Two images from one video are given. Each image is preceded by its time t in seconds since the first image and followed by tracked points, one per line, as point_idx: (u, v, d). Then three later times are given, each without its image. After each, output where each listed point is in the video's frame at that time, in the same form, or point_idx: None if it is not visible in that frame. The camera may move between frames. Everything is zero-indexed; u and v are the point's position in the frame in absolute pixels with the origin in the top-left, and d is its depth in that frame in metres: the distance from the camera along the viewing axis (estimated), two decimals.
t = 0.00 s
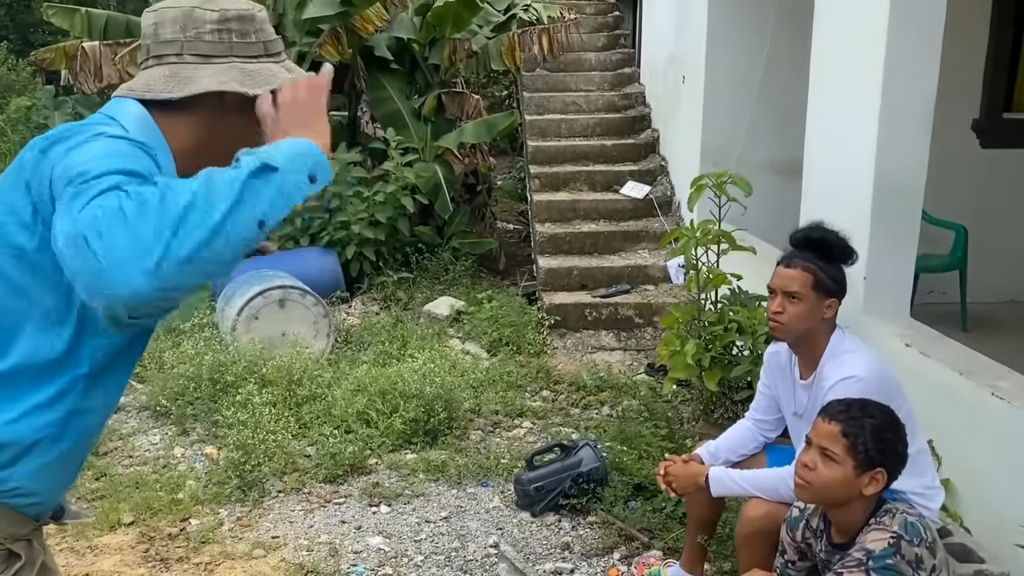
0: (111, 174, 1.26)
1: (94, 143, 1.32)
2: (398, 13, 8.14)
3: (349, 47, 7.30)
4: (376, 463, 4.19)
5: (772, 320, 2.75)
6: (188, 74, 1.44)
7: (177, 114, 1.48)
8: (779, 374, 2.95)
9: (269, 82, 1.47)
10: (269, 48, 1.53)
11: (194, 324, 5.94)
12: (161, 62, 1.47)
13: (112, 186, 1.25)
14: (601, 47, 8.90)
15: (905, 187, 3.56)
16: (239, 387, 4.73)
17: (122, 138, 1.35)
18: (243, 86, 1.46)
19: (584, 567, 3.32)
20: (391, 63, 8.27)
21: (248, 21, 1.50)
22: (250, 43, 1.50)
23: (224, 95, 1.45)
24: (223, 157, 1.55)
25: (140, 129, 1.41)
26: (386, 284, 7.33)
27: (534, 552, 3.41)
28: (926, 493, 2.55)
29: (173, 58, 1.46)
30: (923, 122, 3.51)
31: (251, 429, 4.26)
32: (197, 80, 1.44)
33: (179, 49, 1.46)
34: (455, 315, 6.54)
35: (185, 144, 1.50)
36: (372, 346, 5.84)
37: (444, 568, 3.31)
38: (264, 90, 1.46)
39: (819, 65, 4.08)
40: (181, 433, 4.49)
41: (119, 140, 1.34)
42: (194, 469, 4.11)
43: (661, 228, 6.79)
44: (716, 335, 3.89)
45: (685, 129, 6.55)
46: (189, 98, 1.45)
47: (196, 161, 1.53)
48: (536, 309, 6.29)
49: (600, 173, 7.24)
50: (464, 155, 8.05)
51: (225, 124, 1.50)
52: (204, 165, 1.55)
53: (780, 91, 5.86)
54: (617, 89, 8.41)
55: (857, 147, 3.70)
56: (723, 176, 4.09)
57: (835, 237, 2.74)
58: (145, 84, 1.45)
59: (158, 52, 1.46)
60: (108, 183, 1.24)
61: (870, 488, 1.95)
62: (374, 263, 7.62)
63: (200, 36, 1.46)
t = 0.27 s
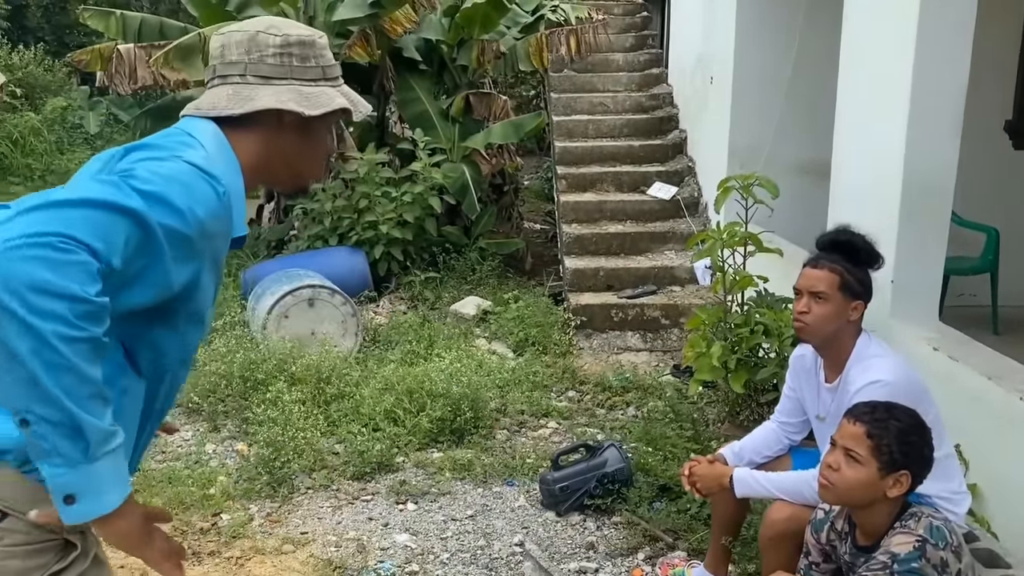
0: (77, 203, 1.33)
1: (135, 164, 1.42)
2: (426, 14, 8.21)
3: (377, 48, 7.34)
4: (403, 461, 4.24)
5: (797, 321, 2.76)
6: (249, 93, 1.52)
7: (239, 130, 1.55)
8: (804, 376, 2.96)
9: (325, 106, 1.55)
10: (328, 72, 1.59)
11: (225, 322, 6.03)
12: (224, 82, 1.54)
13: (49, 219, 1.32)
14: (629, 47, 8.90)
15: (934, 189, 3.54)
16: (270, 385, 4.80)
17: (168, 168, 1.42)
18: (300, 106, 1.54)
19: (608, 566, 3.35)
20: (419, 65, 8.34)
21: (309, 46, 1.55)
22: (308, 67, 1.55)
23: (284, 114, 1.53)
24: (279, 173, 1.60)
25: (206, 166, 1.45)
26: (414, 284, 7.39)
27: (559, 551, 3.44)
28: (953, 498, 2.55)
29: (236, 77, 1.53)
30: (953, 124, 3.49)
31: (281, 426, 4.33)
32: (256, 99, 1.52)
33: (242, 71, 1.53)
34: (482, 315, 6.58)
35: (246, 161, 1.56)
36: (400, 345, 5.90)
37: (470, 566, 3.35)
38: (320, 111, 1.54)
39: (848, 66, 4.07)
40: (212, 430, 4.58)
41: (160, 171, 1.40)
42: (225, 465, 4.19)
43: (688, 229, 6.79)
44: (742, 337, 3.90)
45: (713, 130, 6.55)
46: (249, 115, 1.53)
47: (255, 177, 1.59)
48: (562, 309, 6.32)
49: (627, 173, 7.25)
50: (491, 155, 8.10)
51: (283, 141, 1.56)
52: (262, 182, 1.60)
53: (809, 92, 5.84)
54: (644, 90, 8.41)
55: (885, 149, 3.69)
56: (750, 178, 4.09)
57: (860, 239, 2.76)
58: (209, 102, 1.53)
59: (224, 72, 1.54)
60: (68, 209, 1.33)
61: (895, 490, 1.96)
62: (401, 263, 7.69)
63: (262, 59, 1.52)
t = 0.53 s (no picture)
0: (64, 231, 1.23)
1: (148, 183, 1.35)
2: (444, 15, 8.25)
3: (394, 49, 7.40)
4: (420, 461, 4.29)
5: (818, 322, 2.76)
6: (278, 107, 1.53)
7: (267, 142, 1.55)
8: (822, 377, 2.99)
9: (352, 120, 1.55)
10: (357, 85, 1.60)
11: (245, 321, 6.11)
12: (255, 94, 1.55)
13: (29, 251, 1.22)
14: (645, 48, 8.92)
15: (949, 191, 3.55)
16: (288, 384, 4.87)
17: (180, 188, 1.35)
18: (327, 121, 1.54)
19: (622, 566, 3.38)
20: (436, 65, 8.38)
21: (337, 58, 1.57)
22: (338, 82, 1.56)
23: (312, 129, 1.53)
24: (307, 183, 1.61)
25: (225, 185, 1.40)
26: (430, 283, 7.43)
27: (574, 550, 3.48)
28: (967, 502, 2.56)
29: (266, 92, 1.54)
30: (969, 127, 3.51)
31: (300, 425, 4.39)
32: (285, 112, 1.53)
33: (272, 84, 1.53)
34: (498, 315, 6.62)
35: (275, 173, 1.56)
36: (417, 344, 5.95)
37: (486, 565, 3.39)
38: (347, 126, 1.54)
39: (863, 70, 4.08)
40: (232, 428, 4.65)
41: (179, 191, 1.35)
42: (245, 463, 4.25)
43: (703, 230, 6.81)
44: (756, 340, 3.92)
45: (729, 131, 6.57)
46: (278, 129, 1.53)
47: (285, 188, 1.59)
48: (578, 309, 6.36)
49: (643, 174, 7.28)
50: (507, 155, 8.14)
51: (312, 155, 1.57)
52: (290, 192, 1.60)
53: (825, 94, 5.84)
54: (660, 90, 8.43)
55: (901, 151, 3.70)
56: (765, 181, 4.11)
57: (880, 242, 2.78)
58: (239, 116, 1.53)
59: (255, 85, 1.55)
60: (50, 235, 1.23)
61: (905, 494, 1.99)
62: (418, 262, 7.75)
63: (292, 72, 1.53)
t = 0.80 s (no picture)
0: (67, 268, 1.26)
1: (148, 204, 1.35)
2: (451, 12, 8.27)
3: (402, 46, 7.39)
4: (424, 456, 4.33)
5: (816, 319, 2.79)
6: (268, 115, 1.53)
7: (260, 149, 1.56)
8: (821, 374, 3.01)
9: (341, 129, 1.55)
10: (349, 93, 1.59)
11: (253, 317, 6.16)
12: (248, 102, 1.56)
13: (37, 293, 1.24)
14: (652, 45, 8.93)
15: (950, 191, 3.57)
16: (294, 380, 4.92)
17: (179, 208, 1.36)
18: (316, 130, 1.55)
19: (622, 561, 3.42)
20: (444, 62, 8.41)
21: (329, 68, 1.56)
22: (328, 90, 1.56)
23: (300, 138, 1.54)
24: (300, 189, 1.62)
25: (222, 199, 1.41)
26: (437, 280, 7.47)
27: (574, 546, 3.52)
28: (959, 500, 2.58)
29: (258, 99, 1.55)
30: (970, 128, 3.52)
31: (305, 421, 4.44)
32: (275, 121, 1.53)
33: (264, 93, 1.54)
34: (504, 312, 6.66)
35: (267, 180, 1.57)
36: (424, 340, 5.99)
37: (487, 559, 3.43)
38: (335, 135, 1.54)
39: (866, 70, 4.10)
40: (239, 423, 4.71)
41: (178, 210, 1.35)
42: (251, 457, 4.31)
43: (709, 227, 6.83)
44: (756, 338, 3.96)
45: (735, 129, 6.58)
46: (268, 137, 1.54)
47: (277, 193, 1.61)
48: (583, 306, 6.39)
49: (649, 171, 7.30)
50: (515, 152, 8.16)
51: (303, 163, 1.58)
52: (284, 197, 1.62)
53: (831, 92, 5.85)
54: (667, 87, 8.43)
55: (902, 151, 3.72)
56: (767, 180, 4.16)
57: (881, 242, 2.79)
58: (230, 124, 1.54)
59: (247, 93, 1.55)
60: (54, 273, 1.25)
61: (895, 491, 2.01)
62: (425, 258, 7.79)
63: (282, 81, 1.53)
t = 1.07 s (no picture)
0: (21, 273, 1.30)
1: (103, 205, 1.39)
2: (455, 5, 8.27)
3: (406, 39, 7.41)
4: (419, 449, 4.35)
5: (804, 309, 2.73)
6: (227, 111, 1.59)
7: (221, 145, 1.61)
8: (809, 366, 2.99)
9: (299, 125, 1.60)
10: (310, 88, 1.65)
11: (254, 310, 6.21)
12: (208, 97, 1.62)
13: None
14: (657, 38, 8.91)
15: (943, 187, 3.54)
16: (292, 373, 4.96)
17: (132, 209, 1.40)
18: (274, 125, 1.60)
19: (610, 555, 3.44)
20: (448, 55, 8.41)
21: (289, 62, 1.62)
22: (288, 85, 1.61)
23: (258, 135, 1.60)
24: (262, 184, 1.67)
25: (177, 199, 1.46)
26: (440, 273, 7.48)
27: (564, 539, 3.54)
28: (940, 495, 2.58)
29: (218, 95, 1.61)
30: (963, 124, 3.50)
31: (301, 413, 4.47)
32: (233, 117, 1.59)
33: (224, 88, 1.60)
34: (506, 306, 6.66)
35: (228, 176, 1.63)
36: (425, 333, 6.01)
37: (476, 552, 3.46)
38: (292, 131, 1.59)
39: (861, 64, 4.07)
40: (237, 415, 4.75)
41: (132, 211, 1.40)
42: (247, 449, 4.35)
43: (710, 222, 6.82)
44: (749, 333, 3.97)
45: (736, 123, 6.56)
46: (226, 134, 1.60)
47: (240, 189, 1.67)
48: (583, 300, 6.40)
49: (651, 166, 7.29)
50: (519, 146, 8.16)
51: (262, 159, 1.63)
52: (247, 191, 1.68)
53: (832, 87, 5.82)
54: (672, 81, 8.41)
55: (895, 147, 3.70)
56: (761, 175, 4.19)
57: (875, 236, 2.74)
58: (190, 120, 1.60)
59: (208, 88, 1.61)
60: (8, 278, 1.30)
61: (866, 485, 2.03)
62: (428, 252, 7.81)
63: (242, 77, 1.59)
